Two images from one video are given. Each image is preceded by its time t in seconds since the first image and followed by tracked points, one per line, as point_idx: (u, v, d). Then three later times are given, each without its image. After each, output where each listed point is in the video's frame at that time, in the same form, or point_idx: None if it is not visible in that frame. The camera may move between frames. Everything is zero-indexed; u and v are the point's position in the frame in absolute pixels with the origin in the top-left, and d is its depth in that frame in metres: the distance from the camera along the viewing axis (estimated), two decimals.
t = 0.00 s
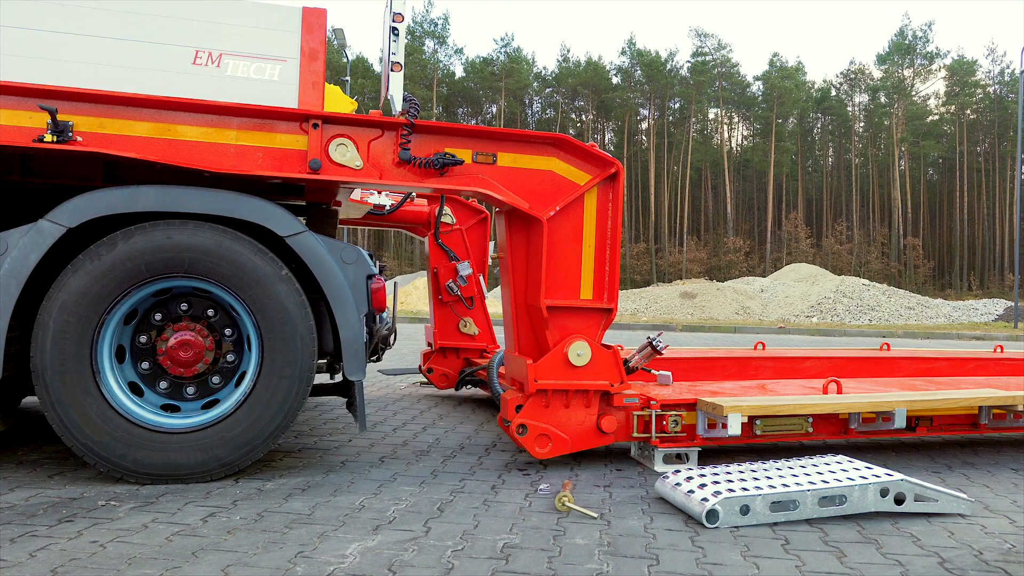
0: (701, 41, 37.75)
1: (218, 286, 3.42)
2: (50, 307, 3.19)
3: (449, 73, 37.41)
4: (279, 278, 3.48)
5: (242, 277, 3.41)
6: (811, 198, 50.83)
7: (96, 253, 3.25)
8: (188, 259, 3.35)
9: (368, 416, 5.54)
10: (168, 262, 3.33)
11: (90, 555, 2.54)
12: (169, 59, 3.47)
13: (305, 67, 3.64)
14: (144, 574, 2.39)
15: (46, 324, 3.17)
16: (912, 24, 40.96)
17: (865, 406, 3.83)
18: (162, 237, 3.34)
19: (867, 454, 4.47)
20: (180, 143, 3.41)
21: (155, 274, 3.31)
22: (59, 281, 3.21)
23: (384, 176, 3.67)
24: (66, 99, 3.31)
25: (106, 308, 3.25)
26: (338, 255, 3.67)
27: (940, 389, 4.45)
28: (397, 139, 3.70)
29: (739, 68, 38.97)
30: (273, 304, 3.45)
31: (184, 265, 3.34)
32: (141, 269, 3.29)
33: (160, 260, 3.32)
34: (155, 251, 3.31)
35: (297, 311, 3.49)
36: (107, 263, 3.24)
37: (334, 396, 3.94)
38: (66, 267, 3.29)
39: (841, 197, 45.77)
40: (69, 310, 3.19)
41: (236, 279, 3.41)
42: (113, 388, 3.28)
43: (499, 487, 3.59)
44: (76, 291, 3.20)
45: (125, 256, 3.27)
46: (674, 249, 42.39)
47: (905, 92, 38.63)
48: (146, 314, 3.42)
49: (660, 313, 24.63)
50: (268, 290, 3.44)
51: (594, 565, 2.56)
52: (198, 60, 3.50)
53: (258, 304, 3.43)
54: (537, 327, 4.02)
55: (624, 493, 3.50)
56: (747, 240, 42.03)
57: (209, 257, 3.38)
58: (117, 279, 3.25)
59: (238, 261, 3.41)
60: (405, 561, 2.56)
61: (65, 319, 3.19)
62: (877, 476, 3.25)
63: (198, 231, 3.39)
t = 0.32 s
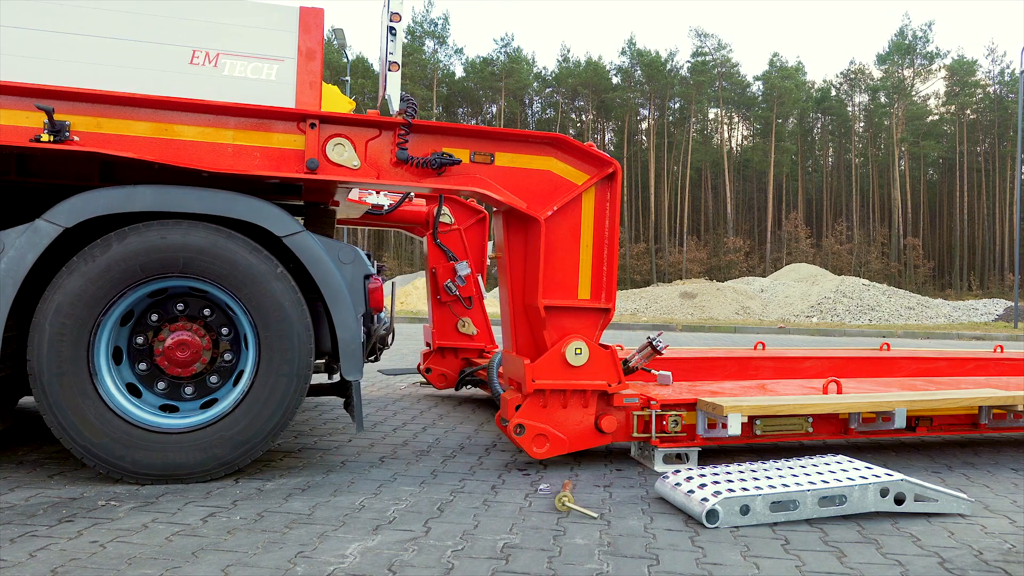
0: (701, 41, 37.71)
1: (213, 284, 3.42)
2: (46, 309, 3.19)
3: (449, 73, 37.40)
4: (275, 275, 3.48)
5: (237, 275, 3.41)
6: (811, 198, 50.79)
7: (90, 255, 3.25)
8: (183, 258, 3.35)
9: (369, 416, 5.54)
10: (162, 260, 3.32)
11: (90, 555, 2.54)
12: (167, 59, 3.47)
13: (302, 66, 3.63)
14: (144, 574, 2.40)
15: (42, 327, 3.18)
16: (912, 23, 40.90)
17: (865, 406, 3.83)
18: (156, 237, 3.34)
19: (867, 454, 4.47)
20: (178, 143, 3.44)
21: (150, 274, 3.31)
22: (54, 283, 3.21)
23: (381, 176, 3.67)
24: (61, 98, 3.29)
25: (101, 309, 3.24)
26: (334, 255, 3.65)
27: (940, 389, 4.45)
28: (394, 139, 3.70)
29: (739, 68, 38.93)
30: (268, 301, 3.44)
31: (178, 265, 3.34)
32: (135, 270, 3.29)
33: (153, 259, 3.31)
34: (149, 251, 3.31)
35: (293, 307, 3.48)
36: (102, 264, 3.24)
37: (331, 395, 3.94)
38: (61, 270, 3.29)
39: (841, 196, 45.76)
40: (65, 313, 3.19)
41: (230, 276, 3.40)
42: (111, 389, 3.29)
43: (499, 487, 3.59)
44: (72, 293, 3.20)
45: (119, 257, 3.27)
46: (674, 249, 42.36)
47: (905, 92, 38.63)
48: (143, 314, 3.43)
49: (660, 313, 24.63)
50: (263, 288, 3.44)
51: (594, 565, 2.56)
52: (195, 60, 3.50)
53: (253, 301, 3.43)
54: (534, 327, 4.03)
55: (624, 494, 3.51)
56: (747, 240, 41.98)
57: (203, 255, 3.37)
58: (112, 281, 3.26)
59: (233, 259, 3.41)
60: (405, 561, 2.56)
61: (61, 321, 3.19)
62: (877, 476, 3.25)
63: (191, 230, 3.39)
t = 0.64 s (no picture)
0: (701, 41, 37.66)
1: (202, 282, 3.42)
2: (34, 317, 3.18)
3: (449, 73, 37.29)
4: (264, 270, 3.47)
5: (225, 272, 3.41)
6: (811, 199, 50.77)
7: (76, 259, 3.24)
8: (170, 258, 3.35)
9: (369, 416, 5.54)
10: (150, 259, 3.32)
11: (90, 555, 2.54)
12: (161, 58, 3.46)
13: (295, 65, 3.63)
14: (144, 574, 2.40)
15: (32, 334, 3.17)
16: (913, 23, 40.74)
17: (865, 406, 3.83)
18: (142, 237, 3.33)
19: (867, 454, 4.47)
20: (170, 142, 3.41)
21: (138, 275, 3.31)
22: (42, 289, 3.20)
23: (375, 175, 3.66)
24: (53, 98, 3.27)
25: (91, 313, 3.24)
26: (328, 255, 3.67)
27: (940, 389, 4.45)
28: (388, 138, 3.69)
29: (739, 68, 38.90)
30: (258, 297, 3.44)
31: (166, 265, 3.34)
32: (124, 271, 3.28)
33: (141, 259, 3.31)
34: (137, 250, 3.31)
35: (284, 301, 3.48)
36: (90, 266, 3.24)
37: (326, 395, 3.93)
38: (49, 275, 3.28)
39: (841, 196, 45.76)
40: (54, 318, 3.19)
41: (219, 273, 3.40)
42: (105, 392, 3.28)
43: (499, 487, 3.59)
44: (60, 298, 3.20)
45: (105, 259, 3.26)
46: (673, 249, 42.34)
47: (905, 92, 38.63)
48: (134, 316, 3.42)
49: (660, 313, 24.64)
50: (252, 283, 3.44)
51: (594, 565, 2.56)
52: (188, 59, 3.50)
53: (243, 297, 3.43)
54: (528, 327, 4.03)
55: (624, 493, 3.51)
56: (747, 240, 41.92)
57: (191, 254, 3.37)
58: (101, 283, 3.25)
59: (222, 256, 3.41)
60: (405, 561, 2.56)
61: (49, 327, 3.18)
62: (877, 477, 3.25)
63: (177, 229, 3.39)
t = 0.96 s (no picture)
0: (701, 41, 37.62)
1: (178, 279, 3.40)
2: (13, 332, 3.17)
3: (449, 73, 37.19)
4: (238, 261, 3.46)
5: (199, 267, 3.40)
6: (811, 198, 50.74)
7: (48, 269, 3.22)
8: (142, 258, 3.32)
9: (368, 416, 5.54)
10: (122, 262, 3.30)
11: (90, 554, 2.54)
12: (145, 56, 3.45)
13: (281, 64, 3.60)
14: (144, 574, 2.40)
15: (13, 349, 3.17)
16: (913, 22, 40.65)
17: (865, 406, 3.83)
18: (111, 240, 3.30)
19: (867, 454, 4.47)
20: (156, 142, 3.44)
21: (111, 278, 3.29)
22: (18, 302, 3.18)
23: (362, 175, 3.68)
24: (39, 97, 3.31)
25: (68, 322, 3.23)
26: (314, 254, 3.66)
27: (939, 389, 4.46)
28: (375, 137, 3.71)
29: (740, 68, 38.85)
30: (236, 287, 3.43)
31: (139, 264, 3.31)
32: (97, 275, 3.26)
33: (115, 261, 3.29)
34: (107, 253, 3.28)
35: (263, 291, 3.47)
36: (62, 275, 3.22)
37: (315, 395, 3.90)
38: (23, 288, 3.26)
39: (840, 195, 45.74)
40: (33, 330, 3.18)
41: (192, 268, 3.39)
42: (94, 399, 3.29)
43: (499, 487, 3.59)
44: (37, 310, 3.18)
45: (77, 266, 3.24)
46: (673, 249, 42.27)
47: (905, 92, 38.62)
48: (115, 321, 3.41)
49: (660, 313, 24.64)
50: (229, 275, 3.43)
51: (594, 565, 2.56)
52: (173, 57, 3.48)
53: (221, 290, 3.42)
54: (516, 327, 4.02)
55: (623, 493, 3.51)
56: (747, 240, 41.84)
57: (162, 252, 3.35)
58: (76, 289, 3.24)
59: (193, 251, 3.39)
60: (405, 561, 2.56)
61: (30, 339, 3.18)
62: (877, 476, 3.25)
63: (145, 229, 3.36)
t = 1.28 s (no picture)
0: (701, 41, 37.58)
1: (146, 277, 3.37)
2: None
3: (449, 74, 37.09)
4: (205, 250, 3.44)
5: (167, 261, 3.37)
6: (811, 198, 50.70)
7: (13, 282, 3.19)
8: (107, 258, 3.30)
9: (368, 416, 5.53)
10: (86, 267, 3.27)
11: (90, 554, 2.54)
12: (125, 54, 3.47)
13: (261, 62, 3.63)
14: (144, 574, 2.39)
15: None
16: (913, 22, 40.59)
17: (865, 406, 3.83)
18: (73, 245, 3.27)
19: (867, 454, 4.47)
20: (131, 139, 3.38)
21: (78, 285, 3.26)
22: None
23: (342, 174, 3.64)
24: (14, 95, 3.27)
25: (42, 332, 3.21)
26: (295, 255, 3.62)
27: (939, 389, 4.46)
28: (357, 136, 3.67)
29: (740, 68, 38.80)
30: (207, 277, 3.42)
31: (104, 265, 3.29)
32: (64, 281, 3.24)
33: (80, 267, 3.26)
34: (72, 258, 3.25)
35: (233, 277, 3.45)
36: (28, 286, 3.19)
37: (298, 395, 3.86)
38: None
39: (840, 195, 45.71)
40: (8, 344, 3.16)
41: (160, 263, 3.37)
42: (81, 407, 3.28)
43: (499, 487, 3.59)
44: (8, 325, 3.16)
45: (44, 274, 3.21)
46: (673, 248, 42.21)
47: (905, 92, 38.62)
48: (91, 327, 3.40)
49: (660, 313, 24.65)
50: (198, 266, 3.41)
51: (594, 565, 2.56)
52: (152, 56, 3.51)
53: (191, 280, 3.40)
54: (500, 327, 3.97)
55: (624, 493, 3.51)
56: (747, 240, 41.72)
57: (127, 250, 3.32)
58: (45, 298, 3.21)
59: (156, 246, 3.36)
60: (405, 561, 2.56)
61: (7, 356, 3.16)
62: (877, 476, 3.25)
63: (106, 230, 3.33)
